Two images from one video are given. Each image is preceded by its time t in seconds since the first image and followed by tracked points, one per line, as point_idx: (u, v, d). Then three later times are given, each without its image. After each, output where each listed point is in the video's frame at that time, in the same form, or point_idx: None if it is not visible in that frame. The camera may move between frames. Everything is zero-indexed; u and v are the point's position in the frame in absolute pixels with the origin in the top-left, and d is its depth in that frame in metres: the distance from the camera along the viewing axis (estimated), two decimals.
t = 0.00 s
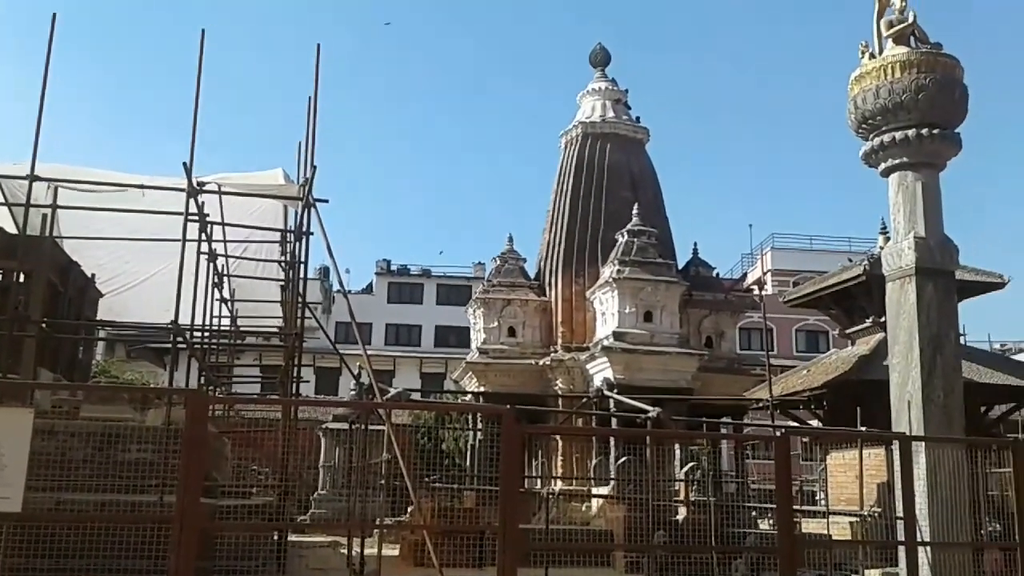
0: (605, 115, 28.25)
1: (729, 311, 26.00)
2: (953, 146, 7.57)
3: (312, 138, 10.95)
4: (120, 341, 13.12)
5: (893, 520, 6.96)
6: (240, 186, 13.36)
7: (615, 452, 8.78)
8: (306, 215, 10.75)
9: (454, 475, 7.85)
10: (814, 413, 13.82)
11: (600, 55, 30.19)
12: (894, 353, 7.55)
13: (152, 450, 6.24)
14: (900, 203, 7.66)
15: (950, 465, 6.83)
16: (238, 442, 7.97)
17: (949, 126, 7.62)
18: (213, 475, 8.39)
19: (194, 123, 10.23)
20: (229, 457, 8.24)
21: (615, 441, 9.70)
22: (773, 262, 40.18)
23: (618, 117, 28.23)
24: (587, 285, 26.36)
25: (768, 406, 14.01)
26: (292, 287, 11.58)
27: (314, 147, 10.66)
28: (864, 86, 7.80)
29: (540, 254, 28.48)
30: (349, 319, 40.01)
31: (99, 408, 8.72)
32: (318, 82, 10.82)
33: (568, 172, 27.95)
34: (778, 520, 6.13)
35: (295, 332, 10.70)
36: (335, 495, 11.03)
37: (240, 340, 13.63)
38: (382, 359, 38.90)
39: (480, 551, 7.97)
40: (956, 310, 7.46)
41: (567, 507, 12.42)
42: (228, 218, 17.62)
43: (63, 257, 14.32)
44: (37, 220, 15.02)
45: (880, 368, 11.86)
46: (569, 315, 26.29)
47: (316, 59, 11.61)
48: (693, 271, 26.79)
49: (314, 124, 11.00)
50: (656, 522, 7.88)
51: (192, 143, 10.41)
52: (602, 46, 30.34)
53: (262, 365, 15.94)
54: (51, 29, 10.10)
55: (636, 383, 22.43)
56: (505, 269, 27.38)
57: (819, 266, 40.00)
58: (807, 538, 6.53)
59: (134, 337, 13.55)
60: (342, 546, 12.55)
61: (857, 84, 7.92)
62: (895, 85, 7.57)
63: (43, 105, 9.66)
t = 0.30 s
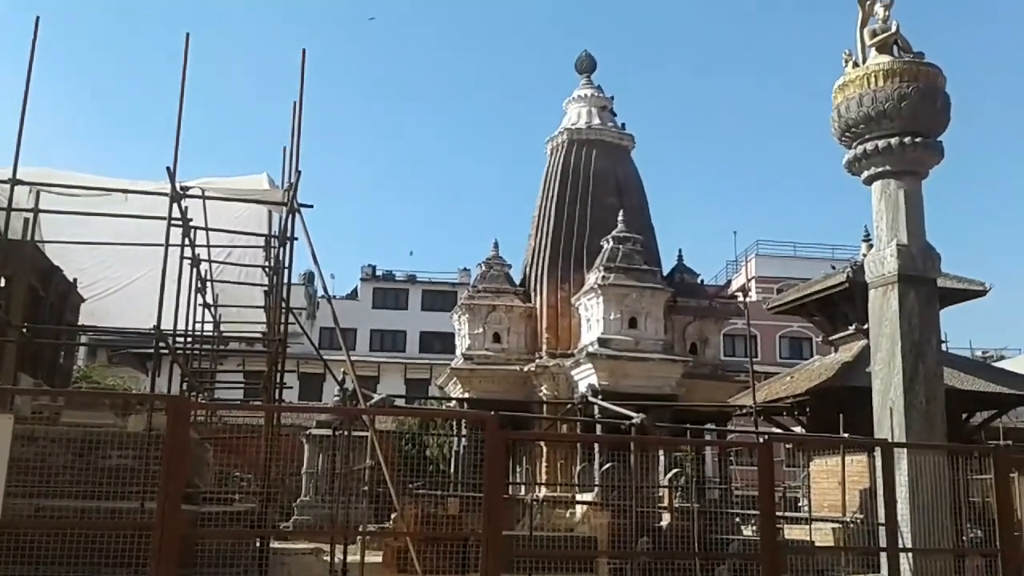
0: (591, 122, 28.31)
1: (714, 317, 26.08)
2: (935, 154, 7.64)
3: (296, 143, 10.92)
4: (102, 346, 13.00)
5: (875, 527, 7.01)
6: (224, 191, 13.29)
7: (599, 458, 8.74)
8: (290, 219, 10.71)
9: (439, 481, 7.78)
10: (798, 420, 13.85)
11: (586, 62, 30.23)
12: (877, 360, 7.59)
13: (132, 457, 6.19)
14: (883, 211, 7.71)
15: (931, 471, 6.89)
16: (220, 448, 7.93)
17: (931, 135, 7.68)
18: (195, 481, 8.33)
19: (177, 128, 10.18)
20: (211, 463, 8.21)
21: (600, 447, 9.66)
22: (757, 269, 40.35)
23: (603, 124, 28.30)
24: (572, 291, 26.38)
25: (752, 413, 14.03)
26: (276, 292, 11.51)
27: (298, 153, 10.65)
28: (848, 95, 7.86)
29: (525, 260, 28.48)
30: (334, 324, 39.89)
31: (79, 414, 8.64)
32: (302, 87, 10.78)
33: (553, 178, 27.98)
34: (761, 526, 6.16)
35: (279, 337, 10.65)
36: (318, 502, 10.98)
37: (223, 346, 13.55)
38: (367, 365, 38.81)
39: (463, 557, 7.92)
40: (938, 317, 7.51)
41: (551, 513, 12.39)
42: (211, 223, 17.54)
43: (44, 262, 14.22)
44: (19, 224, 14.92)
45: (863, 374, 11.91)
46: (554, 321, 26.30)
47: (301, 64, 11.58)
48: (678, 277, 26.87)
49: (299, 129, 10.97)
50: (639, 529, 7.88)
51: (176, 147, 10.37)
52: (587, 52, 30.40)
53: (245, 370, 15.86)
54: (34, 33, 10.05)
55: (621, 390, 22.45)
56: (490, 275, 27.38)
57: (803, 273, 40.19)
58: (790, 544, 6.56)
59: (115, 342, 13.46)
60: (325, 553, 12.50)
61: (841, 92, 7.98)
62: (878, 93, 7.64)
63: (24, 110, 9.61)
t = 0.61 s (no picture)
0: (578, 128, 28.36)
1: (699, 324, 26.15)
2: (919, 164, 7.69)
3: (282, 147, 10.87)
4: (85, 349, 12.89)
5: (858, 534, 7.03)
6: (208, 194, 13.21)
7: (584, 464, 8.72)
8: (275, 223, 10.66)
9: (423, 487, 7.73)
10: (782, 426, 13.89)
11: (573, 68, 30.30)
12: (860, 368, 7.62)
13: (114, 461, 6.12)
14: (867, 220, 7.74)
15: (915, 479, 6.92)
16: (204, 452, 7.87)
17: (915, 144, 7.74)
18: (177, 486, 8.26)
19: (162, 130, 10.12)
20: (194, 467, 8.15)
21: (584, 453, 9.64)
22: (742, 276, 40.50)
23: (590, 130, 28.36)
24: (558, 297, 26.39)
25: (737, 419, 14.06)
26: (261, 296, 11.45)
27: (284, 157, 10.61)
28: (833, 104, 7.91)
29: (512, 266, 28.48)
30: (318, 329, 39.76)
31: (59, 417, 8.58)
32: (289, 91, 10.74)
33: (540, 184, 28.01)
34: (745, 532, 6.17)
35: (264, 341, 10.58)
36: (302, 507, 10.93)
37: (207, 351, 13.47)
38: (352, 369, 38.69)
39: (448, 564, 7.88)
40: (921, 325, 7.54)
41: (536, 519, 12.37)
42: (196, 227, 17.45)
43: (27, 264, 14.12)
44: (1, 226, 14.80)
45: (847, 382, 11.95)
46: (540, 327, 26.30)
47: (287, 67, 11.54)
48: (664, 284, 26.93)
49: (285, 133, 10.92)
50: (624, 535, 7.85)
51: (161, 150, 10.30)
52: (575, 59, 30.45)
53: (229, 374, 15.78)
54: (18, 34, 9.97)
55: (606, 397, 22.47)
56: (476, 280, 27.36)
57: (788, 280, 40.38)
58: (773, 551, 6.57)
59: (98, 345, 13.37)
60: (308, 559, 12.45)
61: (826, 101, 8.03)
62: (863, 102, 7.69)
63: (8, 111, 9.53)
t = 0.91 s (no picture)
0: (561, 133, 28.41)
1: (680, 329, 26.23)
2: (899, 171, 7.75)
3: (264, 148, 10.82)
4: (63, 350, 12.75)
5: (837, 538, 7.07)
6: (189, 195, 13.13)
7: (565, 468, 8.71)
8: (256, 225, 10.61)
9: (404, 491, 7.68)
10: (762, 431, 13.93)
11: (556, 73, 30.36)
12: (839, 373, 7.66)
13: (91, 464, 6.06)
14: (847, 226, 7.79)
15: (893, 484, 6.98)
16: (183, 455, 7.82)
17: (895, 152, 7.80)
18: (155, 489, 8.19)
19: (143, 130, 10.08)
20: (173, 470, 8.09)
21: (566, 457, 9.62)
22: (723, 282, 40.67)
23: (573, 135, 28.42)
24: (541, 301, 26.40)
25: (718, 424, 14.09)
26: (241, 298, 11.38)
27: (266, 159, 10.57)
28: (814, 111, 7.97)
29: (494, 270, 28.47)
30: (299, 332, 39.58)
31: (36, 418, 8.49)
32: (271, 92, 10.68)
33: (523, 188, 28.03)
34: (724, 536, 6.19)
35: (244, 344, 10.51)
36: (282, 511, 10.87)
37: (186, 353, 13.37)
38: (333, 373, 38.54)
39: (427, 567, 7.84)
40: (900, 331, 7.60)
41: (518, 523, 12.34)
42: (176, 228, 17.34)
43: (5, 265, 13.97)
44: None
45: (826, 388, 12.02)
46: (522, 331, 26.30)
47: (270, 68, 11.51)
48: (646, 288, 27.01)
49: (267, 135, 10.87)
50: (605, 539, 7.84)
51: (142, 150, 10.23)
52: (558, 64, 30.52)
53: (209, 376, 15.67)
54: None
55: (587, 401, 22.49)
56: (458, 283, 27.33)
57: (769, 286, 40.58)
58: (753, 554, 6.60)
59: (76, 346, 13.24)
60: (288, 564, 12.37)
61: (807, 108, 8.09)
62: (844, 109, 7.75)
63: None
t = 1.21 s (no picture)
0: (545, 139, 28.44)
1: (664, 335, 26.31)
2: (881, 178, 7.81)
3: (246, 152, 10.76)
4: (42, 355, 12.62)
5: (819, 543, 7.09)
6: (171, 200, 13.04)
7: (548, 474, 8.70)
8: (238, 230, 10.55)
9: (386, 497, 7.63)
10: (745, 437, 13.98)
11: (541, 79, 30.40)
12: (821, 379, 7.69)
13: (70, 469, 6.00)
14: (829, 233, 7.83)
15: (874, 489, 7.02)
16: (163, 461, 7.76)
17: (877, 159, 7.85)
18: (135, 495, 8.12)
19: (125, 134, 9.98)
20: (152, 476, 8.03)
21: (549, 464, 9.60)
22: (706, 288, 40.84)
23: (557, 140, 28.45)
24: (525, 306, 26.42)
25: (701, 430, 14.12)
26: (222, 303, 11.29)
27: (249, 163, 10.52)
28: (796, 118, 8.01)
29: (478, 275, 28.44)
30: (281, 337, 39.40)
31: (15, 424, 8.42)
32: (254, 96, 10.63)
33: (507, 193, 28.03)
34: (706, 542, 6.20)
35: (225, 350, 10.44)
36: (263, 517, 10.81)
37: (167, 358, 13.29)
38: (316, 378, 38.39)
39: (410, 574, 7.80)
40: (881, 338, 7.65)
41: (501, 530, 12.32)
42: (158, 232, 17.23)
43: None
44: None
45: (808, 394, 12.08)
46: (506, 336, 26.30)
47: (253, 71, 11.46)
48: (630, 294, 27.08)
49: (250, 138, 10.81)
50: (588, 545, 7.84)
51: (123, 154, 10.13)
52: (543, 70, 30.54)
53: (190, 381, 15.56)
54: None
55: (571, 407, 22.51)
56: (442, 288, 27.29)
57: (751, 292, 40.79)
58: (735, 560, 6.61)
59: (56, 351, 13.11)
60: (269, 570, 12.29)
61: (790, 115, 8.13)
62: (826, 117, 7.80)
63: None
